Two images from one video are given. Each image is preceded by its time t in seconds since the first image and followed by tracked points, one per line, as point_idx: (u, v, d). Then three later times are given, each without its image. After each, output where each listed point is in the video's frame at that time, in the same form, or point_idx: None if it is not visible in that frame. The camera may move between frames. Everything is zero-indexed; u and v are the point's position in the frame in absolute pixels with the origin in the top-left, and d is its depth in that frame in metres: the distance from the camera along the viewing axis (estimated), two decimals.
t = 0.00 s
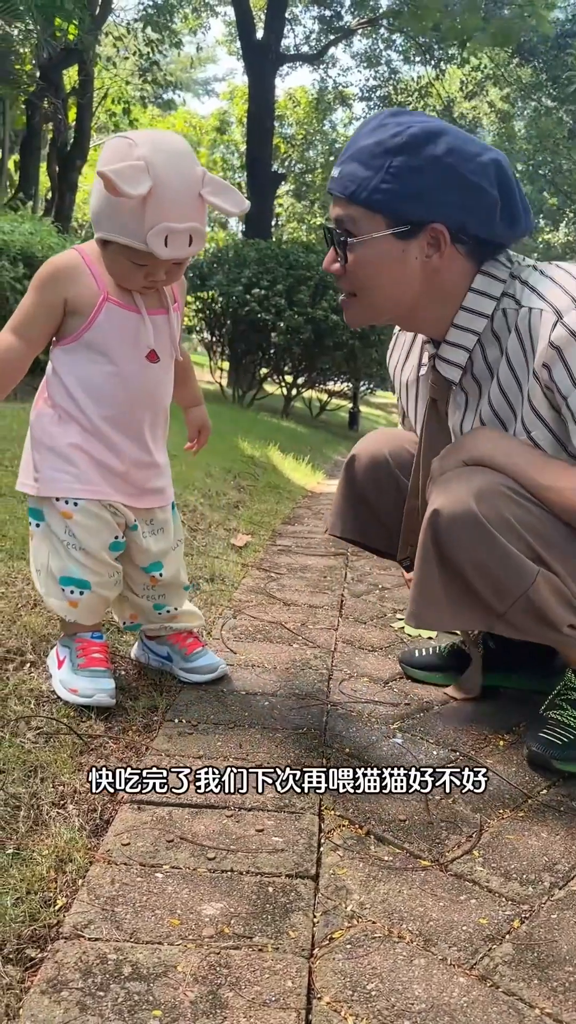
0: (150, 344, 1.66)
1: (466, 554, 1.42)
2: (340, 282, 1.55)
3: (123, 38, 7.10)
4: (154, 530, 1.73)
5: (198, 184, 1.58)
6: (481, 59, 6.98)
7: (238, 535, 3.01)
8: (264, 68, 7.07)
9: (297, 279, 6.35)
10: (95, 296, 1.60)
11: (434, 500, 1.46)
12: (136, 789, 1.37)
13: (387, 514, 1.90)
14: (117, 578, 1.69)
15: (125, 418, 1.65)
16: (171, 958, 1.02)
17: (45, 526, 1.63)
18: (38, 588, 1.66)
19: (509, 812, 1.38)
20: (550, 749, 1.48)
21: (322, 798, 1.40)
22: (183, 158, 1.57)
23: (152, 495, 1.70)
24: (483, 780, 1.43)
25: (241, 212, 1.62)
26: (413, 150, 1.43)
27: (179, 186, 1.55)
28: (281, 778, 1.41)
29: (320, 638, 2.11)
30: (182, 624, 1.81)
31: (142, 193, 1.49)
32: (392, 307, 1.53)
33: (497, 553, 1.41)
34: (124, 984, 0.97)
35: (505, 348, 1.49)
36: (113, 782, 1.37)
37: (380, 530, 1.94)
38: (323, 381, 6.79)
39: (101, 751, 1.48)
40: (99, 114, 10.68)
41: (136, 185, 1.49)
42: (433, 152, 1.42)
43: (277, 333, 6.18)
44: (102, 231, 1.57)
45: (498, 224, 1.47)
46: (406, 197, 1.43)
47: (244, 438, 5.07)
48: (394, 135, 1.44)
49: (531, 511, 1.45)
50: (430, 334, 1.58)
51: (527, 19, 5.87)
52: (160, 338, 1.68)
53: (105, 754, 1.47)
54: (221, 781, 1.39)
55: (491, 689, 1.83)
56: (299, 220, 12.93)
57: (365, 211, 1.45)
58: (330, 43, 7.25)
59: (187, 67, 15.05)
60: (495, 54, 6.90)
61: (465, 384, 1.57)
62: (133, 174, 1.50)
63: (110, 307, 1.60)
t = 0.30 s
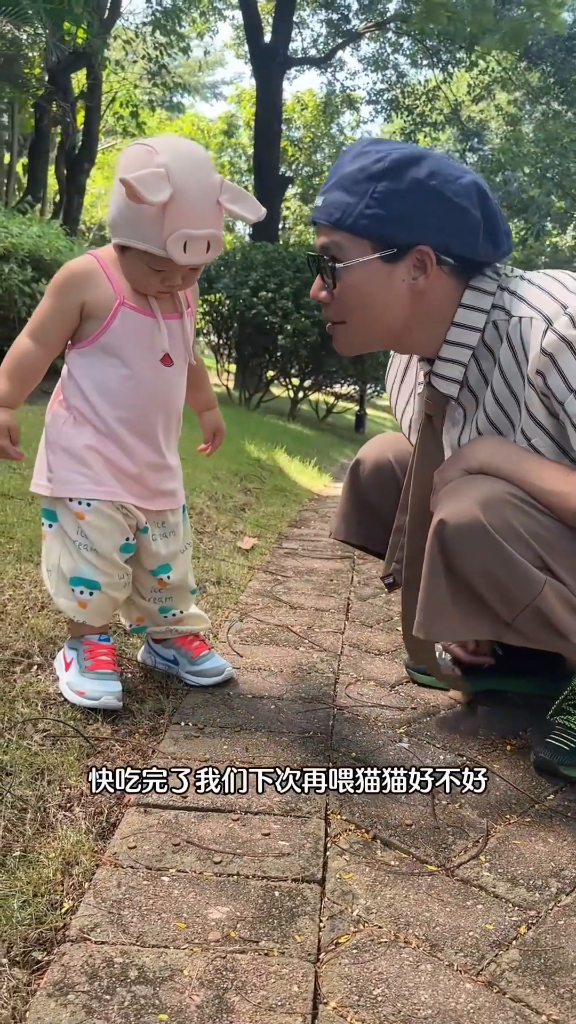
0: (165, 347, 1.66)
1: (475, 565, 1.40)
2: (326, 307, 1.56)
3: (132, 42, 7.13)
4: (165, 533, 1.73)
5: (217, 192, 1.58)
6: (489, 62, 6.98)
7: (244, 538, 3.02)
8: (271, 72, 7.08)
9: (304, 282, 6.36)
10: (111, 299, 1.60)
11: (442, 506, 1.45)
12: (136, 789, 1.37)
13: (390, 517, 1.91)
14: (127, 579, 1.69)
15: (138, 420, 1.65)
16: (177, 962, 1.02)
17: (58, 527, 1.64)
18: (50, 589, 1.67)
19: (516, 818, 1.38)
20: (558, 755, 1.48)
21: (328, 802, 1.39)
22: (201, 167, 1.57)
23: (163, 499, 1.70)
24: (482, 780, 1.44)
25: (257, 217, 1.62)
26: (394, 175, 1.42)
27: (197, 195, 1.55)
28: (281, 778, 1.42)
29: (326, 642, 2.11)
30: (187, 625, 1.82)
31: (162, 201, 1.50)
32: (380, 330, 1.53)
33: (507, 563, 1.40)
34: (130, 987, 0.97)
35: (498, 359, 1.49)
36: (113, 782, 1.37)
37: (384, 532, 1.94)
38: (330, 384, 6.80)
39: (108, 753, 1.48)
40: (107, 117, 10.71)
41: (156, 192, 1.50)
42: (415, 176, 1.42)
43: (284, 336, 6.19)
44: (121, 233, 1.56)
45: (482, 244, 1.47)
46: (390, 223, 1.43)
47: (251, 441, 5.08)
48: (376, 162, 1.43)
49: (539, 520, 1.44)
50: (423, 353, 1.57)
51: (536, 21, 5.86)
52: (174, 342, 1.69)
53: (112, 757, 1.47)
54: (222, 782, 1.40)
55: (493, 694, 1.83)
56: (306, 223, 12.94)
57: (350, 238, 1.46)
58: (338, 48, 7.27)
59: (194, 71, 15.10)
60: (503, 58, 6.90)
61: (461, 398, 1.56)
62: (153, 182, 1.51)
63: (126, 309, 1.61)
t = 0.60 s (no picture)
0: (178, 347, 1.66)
1: (473, 569, 1.39)
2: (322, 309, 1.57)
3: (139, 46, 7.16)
4: (176, 532, 1.73)
5: (231, 194, 1.59)
6: (496, 66, 6.98)
7: (250, 540, 3.01)
8: (278, 76, 7.10)
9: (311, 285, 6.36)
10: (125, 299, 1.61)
11: (440, 510, 1.44)
12: (136, 789, 1.37)
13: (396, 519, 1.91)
14: (136, 580, 1.69)
15: (152, 420, 1.65)
16: (182, 962, 1.01)
17: (71, 526, 1.64)
18: (61, 587, 1.67)
19: (523, 819, 1.37)
20: (565, 760, 1.48)
21: (334, 802, 1.39)
22: (215, 167, 1.58)
23: (175, 498, 1.70)
24: (483, 780, 1.44)
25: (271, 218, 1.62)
26: (386, 177, 1.41)
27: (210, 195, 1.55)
28: (280, 778, 1.42)
29: (332, 644, 2.11)
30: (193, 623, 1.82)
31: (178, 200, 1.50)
32: (374, 332, 1.54)
33: (505, 566, 1.39)
34: (135, 987, 0.97)
35: (495, 359, 1.49)
36: (112, 783, 1.37)
37: (389, 534, 1.93)
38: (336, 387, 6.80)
39: (113, 753, 1.47)
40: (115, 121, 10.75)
41: (171, 192, 1.50)
42: (406, 178, 1.40)
43: (291, 339, 6.20)
44: (134, 231, 1.57)
45: (476, 245, 1.45)
46: (381, 226, 1.43)
47: (257, 443, 5.08)
48: (367, 163, 1.42)
49: (537, 523, 1.43)
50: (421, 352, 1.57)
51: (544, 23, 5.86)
52: (187, 341, 1.69)
53: (117, 756, 1.47)
54: (221, 781, 1.40)
55: (498, 694, 1.82)
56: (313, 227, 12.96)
57: (343, 240, 1.46)
58: (345, 51, 7.28)
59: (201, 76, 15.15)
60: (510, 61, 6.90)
61: (459, 397, 1.56)
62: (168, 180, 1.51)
63: (139, 309, 1.62)
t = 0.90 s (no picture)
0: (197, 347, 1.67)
1: (478, 572, 1.39)
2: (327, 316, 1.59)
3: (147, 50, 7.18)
4: (194, 532, 1.73)
5: (244, 192, 1.58)
6: (504, 69, 6.97)
7: (258, 542, 3.01)
8: (286, 79, 7.11)
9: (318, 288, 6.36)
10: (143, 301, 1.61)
11: (446, 512, 1.44)
12: (135, 789, 1.37)
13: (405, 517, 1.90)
14: (151, 580, 1.69)
15: (172, 420, 1.65)
16: (191, 965, 1.01)
17: (90, 525, 1.64)
18: (76, 587, 1.67)
19: (534, 823, 1.36)
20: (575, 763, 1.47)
21: (343, 805, 1.38)
22: (228, 166, 1.57)
23: (193, 499, 1.70)
24: (483, 780, 1.45)
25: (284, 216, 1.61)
26: (384, 192, 1.40)
27: (222, 194, 1.54)
28: (279, 778, 1.42)
29: (341, 646, 2.10)
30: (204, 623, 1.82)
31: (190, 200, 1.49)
32: (379, 339, 1.55)
33: (509, 569, 1.38)
34: (144, 990, 0.96)
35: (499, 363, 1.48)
36: (114, 782, 1.37)
37: (398, 534, 1.93)
38: (343, 390, 6.80)
39: (122, 755, 1.47)
40: (123, 125, 10.78)
41: (184, 193, 1.49)
42: (404, 193, 1.39)
43: (298, 342, 6.20)
44: (149, 233, 1.57)
45: (477, 256, 1.44)
46: (380, 241, 1.42)
47: (264, 446, 5.08)
48: (365, 178, 1.41)
49: (543, 526, 1.43)
50: (427, 355, 1.57)
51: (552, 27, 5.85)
52: (205, 342, 1.69)
53: (126, 758, 1.47)
54: (223, 781, 1.39)
55: (508, 696, 1.81)
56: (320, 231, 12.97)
57: (341, 254, 1.46)
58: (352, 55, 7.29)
59: (209, 79, 15.19)
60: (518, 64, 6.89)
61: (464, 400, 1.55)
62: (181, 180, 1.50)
63: (158, 310, 1.62)
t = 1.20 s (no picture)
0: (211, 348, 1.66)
1: (488, 570, 1.37)
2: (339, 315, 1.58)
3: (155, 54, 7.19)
4: (202, 533, 1.72)
5: (271, 194, 1.60)
6: (512, 72, 6.96)
7: (265, 544, 3.00)
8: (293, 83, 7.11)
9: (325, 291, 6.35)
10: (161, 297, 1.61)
11: (456, 509, 1.43)
12: (137, 790, 1.36)
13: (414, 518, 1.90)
14: (155, 582, 1.68)
15: (183, 420, 1.64)
16: (198, 969, 1.00)
17: (93, 525, 1.63)
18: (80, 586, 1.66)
19: (543, 827, 1.35)
20: None
21: (351, 808, 1.37)
22: (257, 167, 1.60)
23: (201, 499, 1.69)
24: (482, 780, 1.44)
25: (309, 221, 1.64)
26: (397, 186, 1.40)
27: (250, 193, 1.56)
28: (280, 778, 1.41)
29: (349, 648, 2.09)
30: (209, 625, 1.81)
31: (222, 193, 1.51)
32: (393, 336, 1.55)
33: (519, 568, 1.37)
34: (151, 994, 0.96)
35: (512, 361, 1.47)
36: (113, 783, 1.36)
37: (406, 535, 1.92)
38: (351, 393, 6.79)
39: (128, 757, 1.46)
40: (130, 129, 10.80)
41: (214, 185, 1.51)
42: (417, 186, 1.39)
43: (305, 345, 6.20)
44: (176, 226, 1.58)
45: (490, 250, 1.44)
46: (393, 233, 1.42)
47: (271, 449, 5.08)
48: (378, 171, 1.41)
49: (552, 525, 1.42)
50: (437, 353, 1.56)
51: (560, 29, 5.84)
52: (220, 342, 1.69)
53: (132, 760, 1.46)
54: (222, 781, 1.39)
55: (519, 700, 1.80)
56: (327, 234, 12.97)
57: (354, 248, 1.46)
58: (360, 58, 7.29)
59: (216, 85, 15.23)
60: (526, 66, 6.88)
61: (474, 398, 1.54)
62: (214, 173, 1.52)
63: (176, 307, 1.62)
